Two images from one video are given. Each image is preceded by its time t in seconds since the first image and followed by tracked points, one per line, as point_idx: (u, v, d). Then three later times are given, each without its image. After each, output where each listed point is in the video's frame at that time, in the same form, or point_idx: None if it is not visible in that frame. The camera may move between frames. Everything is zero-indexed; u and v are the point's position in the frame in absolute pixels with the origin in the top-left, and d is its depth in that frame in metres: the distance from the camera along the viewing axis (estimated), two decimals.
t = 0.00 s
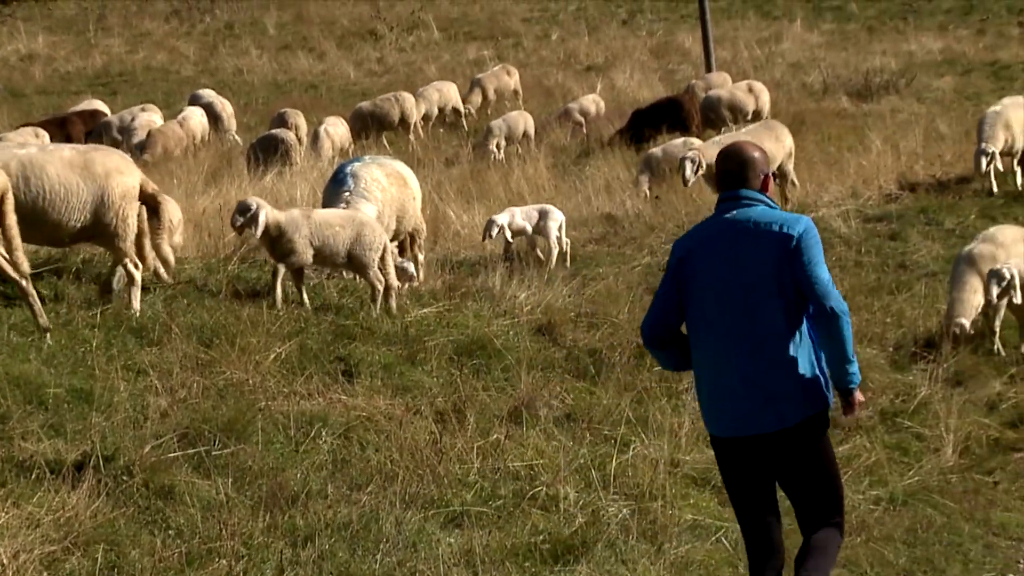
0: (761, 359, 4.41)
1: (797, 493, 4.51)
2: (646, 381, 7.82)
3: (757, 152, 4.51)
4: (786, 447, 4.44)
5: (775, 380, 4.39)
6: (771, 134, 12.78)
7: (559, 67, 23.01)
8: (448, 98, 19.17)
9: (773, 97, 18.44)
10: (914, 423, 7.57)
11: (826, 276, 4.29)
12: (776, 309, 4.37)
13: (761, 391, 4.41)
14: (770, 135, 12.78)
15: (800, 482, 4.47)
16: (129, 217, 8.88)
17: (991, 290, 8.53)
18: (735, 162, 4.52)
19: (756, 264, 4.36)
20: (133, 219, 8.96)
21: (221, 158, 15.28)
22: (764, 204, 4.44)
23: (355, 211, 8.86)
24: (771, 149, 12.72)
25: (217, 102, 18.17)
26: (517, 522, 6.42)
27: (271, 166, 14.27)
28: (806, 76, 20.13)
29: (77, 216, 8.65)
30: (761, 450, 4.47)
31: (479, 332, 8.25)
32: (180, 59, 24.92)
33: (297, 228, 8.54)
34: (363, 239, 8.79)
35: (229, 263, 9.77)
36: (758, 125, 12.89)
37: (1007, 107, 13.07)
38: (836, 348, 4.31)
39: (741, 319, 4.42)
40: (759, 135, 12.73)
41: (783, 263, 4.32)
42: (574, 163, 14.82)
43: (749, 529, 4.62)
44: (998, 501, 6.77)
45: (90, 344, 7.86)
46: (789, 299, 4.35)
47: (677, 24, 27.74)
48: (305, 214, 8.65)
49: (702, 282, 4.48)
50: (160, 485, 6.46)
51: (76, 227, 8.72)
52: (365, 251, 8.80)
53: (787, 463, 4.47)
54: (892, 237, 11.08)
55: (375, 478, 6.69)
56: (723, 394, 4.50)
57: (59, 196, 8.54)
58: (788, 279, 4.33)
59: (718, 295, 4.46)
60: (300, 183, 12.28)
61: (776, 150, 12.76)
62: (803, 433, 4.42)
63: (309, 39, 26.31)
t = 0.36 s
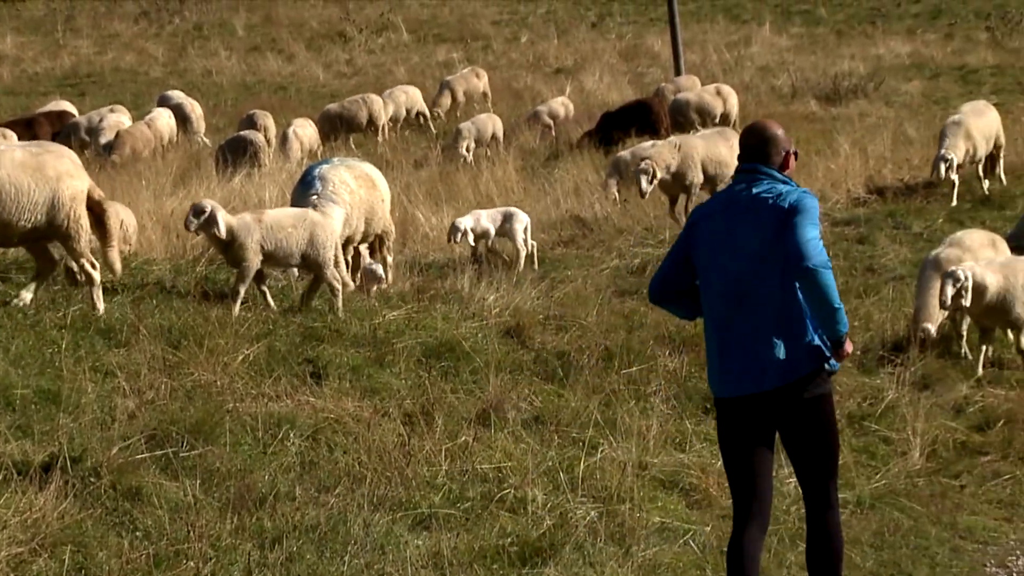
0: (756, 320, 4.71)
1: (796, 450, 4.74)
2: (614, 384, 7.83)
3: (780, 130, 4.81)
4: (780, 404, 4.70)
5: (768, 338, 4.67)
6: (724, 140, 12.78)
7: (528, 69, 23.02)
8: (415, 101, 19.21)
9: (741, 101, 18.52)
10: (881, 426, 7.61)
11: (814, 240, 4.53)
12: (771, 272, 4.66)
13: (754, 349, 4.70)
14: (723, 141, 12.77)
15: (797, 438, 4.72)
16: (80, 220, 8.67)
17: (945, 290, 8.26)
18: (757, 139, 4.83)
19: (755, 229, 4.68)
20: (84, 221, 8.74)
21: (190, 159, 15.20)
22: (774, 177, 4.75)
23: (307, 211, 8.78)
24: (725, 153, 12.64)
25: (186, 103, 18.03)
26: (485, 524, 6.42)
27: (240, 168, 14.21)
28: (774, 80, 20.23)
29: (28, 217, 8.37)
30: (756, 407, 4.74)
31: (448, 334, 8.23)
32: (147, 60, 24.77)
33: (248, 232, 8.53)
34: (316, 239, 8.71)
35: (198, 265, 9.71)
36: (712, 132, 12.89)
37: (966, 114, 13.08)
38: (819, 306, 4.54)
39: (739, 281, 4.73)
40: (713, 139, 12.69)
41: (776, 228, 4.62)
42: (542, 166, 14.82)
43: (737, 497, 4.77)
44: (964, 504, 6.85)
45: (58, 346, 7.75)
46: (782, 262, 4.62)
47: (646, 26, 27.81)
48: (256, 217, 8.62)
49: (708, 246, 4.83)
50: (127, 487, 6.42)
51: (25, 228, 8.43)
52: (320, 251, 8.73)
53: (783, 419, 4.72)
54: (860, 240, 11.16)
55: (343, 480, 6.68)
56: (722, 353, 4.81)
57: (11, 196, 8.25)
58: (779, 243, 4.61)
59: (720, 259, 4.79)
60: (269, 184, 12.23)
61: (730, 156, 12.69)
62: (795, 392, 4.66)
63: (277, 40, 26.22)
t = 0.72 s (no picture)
0: (771, 355, 4.78)
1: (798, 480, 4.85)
2: (585, 386, 7.83)
3: (801, 161, 4.77)
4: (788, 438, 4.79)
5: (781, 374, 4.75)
6: (682, 145, 12.42)
7: (499, 72, 23.02)
8: (380, 104, 19.15)
9: (712, 104, 18.53)
10: (851, 429, 7.60)
11: (839, 292, 4.61)
12: (790, 311, 4.73)
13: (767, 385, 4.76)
14: (680, 146, 12.42)
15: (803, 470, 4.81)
16: (35, 217, 8.63)
17: (901, 296, 8.19)
18: (779, 171, 4.78)
19: (777, 266, 4.72)
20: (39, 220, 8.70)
21: (161, 161, 15.15)
22: (794, 212, 4.74)
23: (262, 215, 8.81)
24: (682, 159, 12.30)
25: (157, 104, 18.00)
26: (455, 527, 6.43)
27: (210, 169, 14.18)
28: (745, 83, 20.23)
29: None
30: (766, 438, 4.82)
31: (418, 337, 8.22)
32: (118, 61, 24.68)
33: (203, 231, 8.54)
34: (271, 243, 8.69)
35: (168, 266, 9.67)
36: (668, 138, 12.53)
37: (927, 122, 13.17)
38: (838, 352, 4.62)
39: (759, 316, 4.79)
40: (670, 144, 12.34)
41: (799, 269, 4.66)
42: (514, 168, 14.82)
43: (761, 517, 4.95)
44: (934, 508, 6.86)
45: (27, 346, 7.67)
46: (803, 305, 4.69)
47: (619, 29, 27.83)
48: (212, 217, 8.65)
49: (729, 277, 4.88)
50: (96, 488, 6.42)
51: None
52: (274, 253, 8.70)
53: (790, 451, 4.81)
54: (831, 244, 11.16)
55: (313, 482, 6.68)
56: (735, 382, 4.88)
57: None
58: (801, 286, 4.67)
59: (741, 291, 4.84)
60: (239, 187, 12.23)
61: (687, 162, 12.34)
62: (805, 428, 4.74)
63: (250, 41, 26.14)
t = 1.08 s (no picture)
0: (787, 334, 4.87)
1: (795, 455, 4.94)
2: (555, 387, 7.84)
3: (799, 147, 4.96)
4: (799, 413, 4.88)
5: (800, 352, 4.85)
6: (637, 150, 12.26)
7: (471, 73, 23.02)
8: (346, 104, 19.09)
9: (683, 106, 18.54)
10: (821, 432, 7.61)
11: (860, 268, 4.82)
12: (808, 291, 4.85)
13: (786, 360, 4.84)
14: (635, 151, 12.26)
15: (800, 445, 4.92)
16: None
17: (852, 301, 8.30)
18: (780, 156, 4.94)
19: (797, 247, 4.82)
20: None
21: (132, 162, 15.10)
22: (802, 196, 4.89)
23: (213, 212, 8.76)
24: (637, 164, 12.15)
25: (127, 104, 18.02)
26: (425, 528, 6.42)
27: (181, 170, 14.16)
28: (717, 85, 20.24)
29: None
30: (778, 413, 4.91)
31: (389, 338, 8.23)
32: (89, 61, 24.61)
33: (160, 231, 8.43)
34: (224, 240, 8.68)
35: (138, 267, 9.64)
36: (621, 142, 12.36)
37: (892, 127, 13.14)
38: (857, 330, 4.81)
39: (776, 295, 4.87)
40: (625, 150, 12.18)
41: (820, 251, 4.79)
42: (485, 170, 14.82)
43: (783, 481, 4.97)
44: (904, 511, 6.87)
45: None
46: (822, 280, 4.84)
47: (590, 31, 27.84)
48: (165, 216, 8.54)
49: (744, 258, 4.93)
50: (66, 488, 6.41)
51: None
52: (229, 248, 8.70)
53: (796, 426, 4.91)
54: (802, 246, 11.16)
55: (284, 483, 6.68)
56: (749, 357, 4.94)
57: None
58: (824, 267, 4.81)
59: (757, 272, 4.91)
60: (210, 187, 12.22)
61: (642, 166, 12.20)
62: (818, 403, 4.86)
63: (222, 42, 26.08)
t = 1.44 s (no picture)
0: (805, 322, 4.83)
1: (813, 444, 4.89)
2: (526, 389, 7.85)
3: (793, 145, 4.96)
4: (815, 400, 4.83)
5: (817, 339, 4.80)
6: (598, 152, 12.16)
7: (443, 75, 23.02)
8: (312, 106, 18.84)
9: (655, 109, 18.56)
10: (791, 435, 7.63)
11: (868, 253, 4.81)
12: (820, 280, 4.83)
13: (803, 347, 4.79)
14: (596, 153, 12.16)
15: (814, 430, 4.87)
16: None
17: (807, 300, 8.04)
18: (775, 154, 4.94)
19: (807, 238, 4.80)
20: None
21: (103, 163, 15.08)
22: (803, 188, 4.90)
23: (164, 209, 8.83)
24: (596, 168, 12.05)
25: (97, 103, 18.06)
26: (395, 529, 6.41)
27: (152, 171, 14.14)
28: (688, 89, 20.26)
29: None
30: (795, 401, 4.85)
31: (360, 339, 8.24)
32: (61, 61, 24.55)
33: (118, 232, 8.45)
34: (178, 235, 8.78)
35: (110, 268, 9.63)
36: (582, 143, 12.25)
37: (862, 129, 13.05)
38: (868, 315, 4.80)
39: (789, 286, 4.83)
40: (584, 150, 12.07)
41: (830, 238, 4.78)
42: (457, 172, 14.82)
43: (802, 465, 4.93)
44: (873, 513, 6.88)
45: None
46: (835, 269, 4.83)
47: (561, 34, 27.87)
48: (119, 216, 8.57)
49: (753, 252, 4.87)
50: (35, 489, 6.40)
51: None
52: (182, 245, 8.80)
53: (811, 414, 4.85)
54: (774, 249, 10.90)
55: (253, 484, 6.67)
56: (768, 349, 4.87)
57: None
58: (834, 255, 4.80)
59: (769, 264, 4.86)
60: (181, 187, 12.21)
61: (601, 170, 12.11)
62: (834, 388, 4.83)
63: (193, 43, 26.03)
